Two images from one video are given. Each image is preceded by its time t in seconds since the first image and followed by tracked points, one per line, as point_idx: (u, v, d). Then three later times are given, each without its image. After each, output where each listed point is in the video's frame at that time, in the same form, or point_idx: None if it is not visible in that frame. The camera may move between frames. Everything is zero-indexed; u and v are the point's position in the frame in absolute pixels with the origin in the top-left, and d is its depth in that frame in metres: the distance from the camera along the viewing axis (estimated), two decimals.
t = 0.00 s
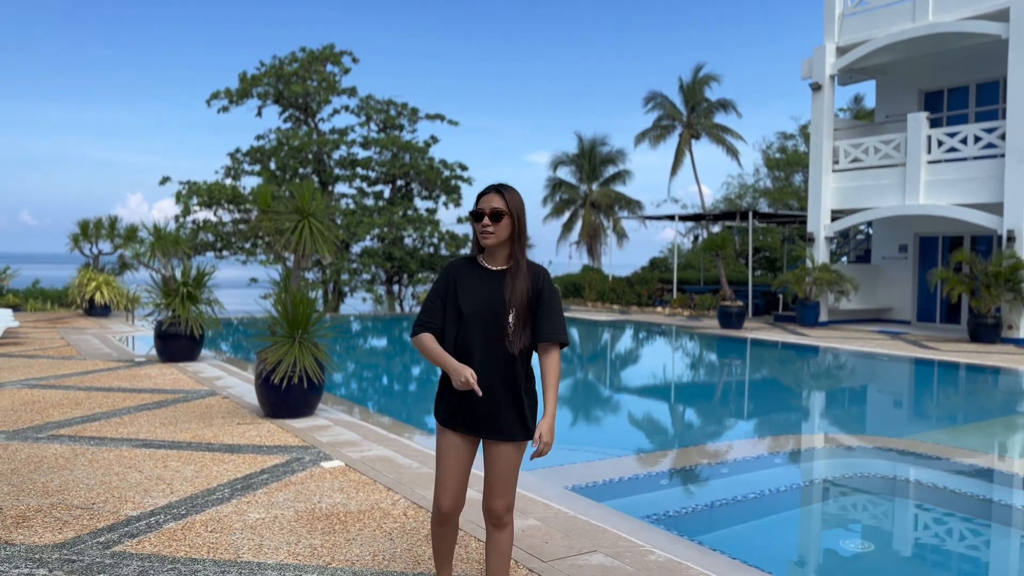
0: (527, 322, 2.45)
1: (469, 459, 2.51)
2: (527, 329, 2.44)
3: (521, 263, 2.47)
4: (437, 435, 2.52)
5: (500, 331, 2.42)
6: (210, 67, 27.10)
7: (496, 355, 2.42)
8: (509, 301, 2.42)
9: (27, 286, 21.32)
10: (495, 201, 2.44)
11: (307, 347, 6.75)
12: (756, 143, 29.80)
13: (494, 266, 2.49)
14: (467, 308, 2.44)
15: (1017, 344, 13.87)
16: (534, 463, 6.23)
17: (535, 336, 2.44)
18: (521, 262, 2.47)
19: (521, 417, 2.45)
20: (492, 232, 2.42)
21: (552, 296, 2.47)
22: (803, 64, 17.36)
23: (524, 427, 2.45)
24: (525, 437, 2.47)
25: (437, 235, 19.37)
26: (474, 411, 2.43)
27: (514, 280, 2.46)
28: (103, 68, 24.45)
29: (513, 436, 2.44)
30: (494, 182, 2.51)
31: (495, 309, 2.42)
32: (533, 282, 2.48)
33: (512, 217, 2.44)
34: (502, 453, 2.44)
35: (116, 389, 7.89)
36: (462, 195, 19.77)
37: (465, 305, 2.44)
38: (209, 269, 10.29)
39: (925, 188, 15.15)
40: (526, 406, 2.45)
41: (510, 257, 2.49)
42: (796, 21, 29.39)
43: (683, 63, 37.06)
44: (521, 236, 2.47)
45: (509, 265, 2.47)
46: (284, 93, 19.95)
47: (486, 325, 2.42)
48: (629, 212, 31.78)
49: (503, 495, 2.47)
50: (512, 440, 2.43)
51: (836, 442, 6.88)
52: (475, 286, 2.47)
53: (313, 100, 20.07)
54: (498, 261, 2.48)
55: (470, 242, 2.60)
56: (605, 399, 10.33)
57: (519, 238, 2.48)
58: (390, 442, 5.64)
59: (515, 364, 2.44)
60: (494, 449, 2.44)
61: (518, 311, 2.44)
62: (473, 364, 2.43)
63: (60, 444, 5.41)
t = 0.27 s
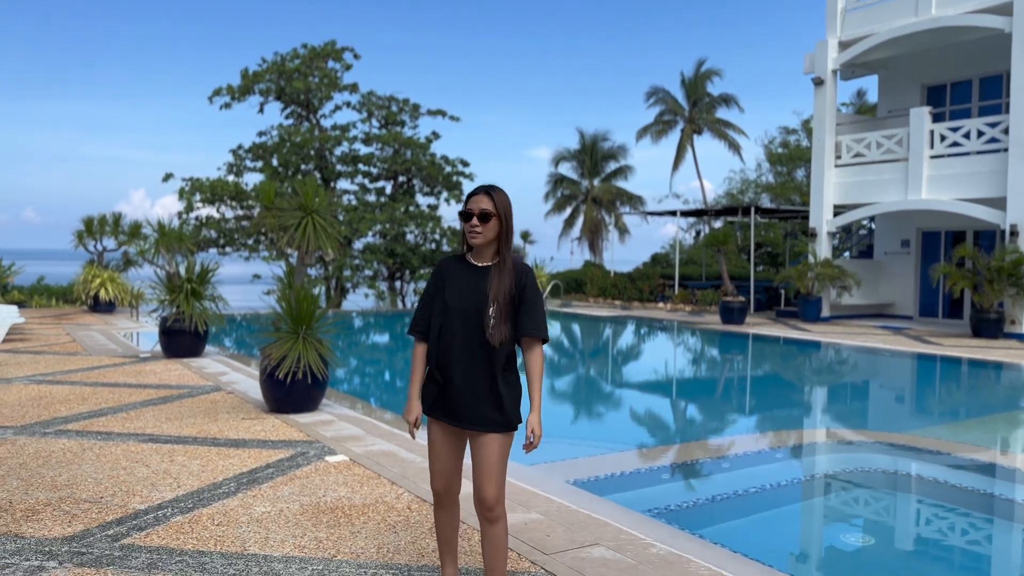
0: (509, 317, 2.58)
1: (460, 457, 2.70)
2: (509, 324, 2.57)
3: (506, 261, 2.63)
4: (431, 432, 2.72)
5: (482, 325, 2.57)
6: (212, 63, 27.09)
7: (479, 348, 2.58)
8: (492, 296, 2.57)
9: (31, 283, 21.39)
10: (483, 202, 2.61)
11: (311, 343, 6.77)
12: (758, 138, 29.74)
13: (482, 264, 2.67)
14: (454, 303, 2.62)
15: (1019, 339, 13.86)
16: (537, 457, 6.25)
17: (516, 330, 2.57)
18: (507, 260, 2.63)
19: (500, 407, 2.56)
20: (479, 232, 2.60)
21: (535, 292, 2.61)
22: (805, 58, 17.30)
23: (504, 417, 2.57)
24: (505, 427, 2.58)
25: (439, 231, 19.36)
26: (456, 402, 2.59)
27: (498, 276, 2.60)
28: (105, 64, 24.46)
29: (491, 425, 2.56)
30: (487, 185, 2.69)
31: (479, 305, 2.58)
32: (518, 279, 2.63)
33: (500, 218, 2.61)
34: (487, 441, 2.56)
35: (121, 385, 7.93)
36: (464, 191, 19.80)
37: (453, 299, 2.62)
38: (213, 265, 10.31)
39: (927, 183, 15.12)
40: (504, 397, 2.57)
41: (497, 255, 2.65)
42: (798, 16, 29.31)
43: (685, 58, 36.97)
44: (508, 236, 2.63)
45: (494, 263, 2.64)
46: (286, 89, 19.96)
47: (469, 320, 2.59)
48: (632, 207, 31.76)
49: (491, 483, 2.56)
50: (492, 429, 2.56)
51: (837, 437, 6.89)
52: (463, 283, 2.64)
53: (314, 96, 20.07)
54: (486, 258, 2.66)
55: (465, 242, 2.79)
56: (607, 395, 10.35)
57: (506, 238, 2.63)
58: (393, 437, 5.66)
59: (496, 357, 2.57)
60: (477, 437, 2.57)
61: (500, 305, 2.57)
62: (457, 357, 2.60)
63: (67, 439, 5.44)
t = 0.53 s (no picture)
0: (482, 318, 2.68)
1: (446, 452, 2.82)
2: (481, 325, 2.67)
3: (481, 264, 2.72)
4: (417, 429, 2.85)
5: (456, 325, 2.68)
6: (214, 61, 27.09)
7: (453, 348, 2.69)
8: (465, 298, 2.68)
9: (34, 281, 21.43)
10: (461, 207, 2.73)
11: (311, 340, 6.80)
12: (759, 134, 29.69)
13: (461, 266, 2.78)
14: (433, 303, 2.74)
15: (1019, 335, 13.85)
16: (535, 454, 6.28)
17: (488, 331, 2.66)
18: (482, 263, 2.72)
19: (472, 405, 2.67)
20: (457, 235, 2.72)
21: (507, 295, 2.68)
22: (805, 54, 17.27)
23: (478, 414, 2.67)
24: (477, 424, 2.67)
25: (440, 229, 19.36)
26: (433, 397, 2.72)
27: (472, 279, 2.70)
28: (107, 62, 24.48)
29: (464, 421, 2.67)
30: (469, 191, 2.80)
31: (453, 306, 2.69)
32: (493, 282, 2.70)
33: (478, 223, 2.72)
34: (466, 435, 2.67)
35: (123, 382, 7.97)
36: (465, 189, 19.81)
37: (432, 300, 2.75)
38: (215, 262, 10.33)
39: (928, 179, 15.09)
40: (478, 395, 2.67)
41: (475, 259, 2.75)
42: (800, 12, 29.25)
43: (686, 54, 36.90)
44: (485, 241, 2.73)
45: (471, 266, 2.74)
46: (288, 87, 19.97)
47: (443, 321, 2.71)
48: (633, 204, 31.74)
49: (475, 473, 2.65)
50: (467, 423, 2.66)
51: (836, 432, 6.91)
52: (442, 285, 2.76)
53: (316, 93, 20.08)
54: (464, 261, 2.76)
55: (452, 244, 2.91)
56: (609, 391, 10.36)
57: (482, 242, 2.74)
58: (392, 433, 5.69)
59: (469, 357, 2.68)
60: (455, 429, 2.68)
61: (472, 307, 2.67)
62: (434, 355, 2.73)
63: (70, 435, 5.48)
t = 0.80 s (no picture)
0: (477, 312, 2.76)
1: (442, 443, 2.86)
2: (477, 318, 2.76)
3: (469, 261, 2.81)
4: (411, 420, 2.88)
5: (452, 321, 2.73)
6: (215, 60, 27.12)
7: (449, 343, 2.74)
8: (459, 294, 2.74)
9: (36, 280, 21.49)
10: (449, 207, 2.80)
11: (310, 337, 6.83)
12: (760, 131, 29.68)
13: (448, 263, 2.83)
14: (423, 303, 2.76)
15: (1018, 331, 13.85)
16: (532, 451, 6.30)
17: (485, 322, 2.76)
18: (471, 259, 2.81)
19: (471, 395, 2.74)
20: (449, 235, 2.78)
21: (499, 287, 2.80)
22: (805, 52, 17.27)
23: (477, 404, 2.75)
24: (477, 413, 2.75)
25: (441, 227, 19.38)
26: (431, 392, 2.76)
27: (464, 275, 2.77)
28: (108, 62, 24.52)
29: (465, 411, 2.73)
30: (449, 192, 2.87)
31: (448, 303, 2.74)
32: (483, 276, 2.80)
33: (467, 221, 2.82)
34: (467, 424, 2.74)
35: (125, 380, 8.01)
36: (466, 187, 19.84)
37: (423, 300, 2.76)
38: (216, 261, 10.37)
39: (926, 176, 15.09)
40: (477, 386, 2.74)
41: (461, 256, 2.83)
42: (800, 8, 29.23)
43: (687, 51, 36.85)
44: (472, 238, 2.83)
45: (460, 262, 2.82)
46: (289, 86, 20.00)
47: (438, 318, 2.74)
48: (634, 201, 31.74)
49: (470, 457, 2.72)
50: (468, 413, 2.73)
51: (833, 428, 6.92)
52: (430, 283, 2.80)
53: (317, 92, 20.10)
54: (451, 259, 2.83)
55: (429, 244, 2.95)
56: (610, 389, 10.37)
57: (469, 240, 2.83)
58: (390, 429, 5.72)
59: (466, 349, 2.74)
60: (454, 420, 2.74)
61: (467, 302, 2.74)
62: (429, 351, 2.76)
63: (71, 432, 5.52)
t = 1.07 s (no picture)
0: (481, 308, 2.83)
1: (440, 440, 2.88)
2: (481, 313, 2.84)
3: (468, 258, 2.85)
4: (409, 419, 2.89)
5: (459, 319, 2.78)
6: (212, 60, 27.09)
7: (456, 340, 2.79)
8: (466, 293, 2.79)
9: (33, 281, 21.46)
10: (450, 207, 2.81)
11: (308, 337, 6.84)
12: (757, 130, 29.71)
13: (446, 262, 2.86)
14: (428, 303, 2.78)
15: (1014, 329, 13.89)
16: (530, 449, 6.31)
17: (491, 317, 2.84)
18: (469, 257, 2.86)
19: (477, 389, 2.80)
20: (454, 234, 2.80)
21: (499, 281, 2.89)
22: (801, 51, 17.29)
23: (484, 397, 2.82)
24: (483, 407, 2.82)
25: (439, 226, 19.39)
26: (437, 389, 2.78)
27: (465, 273, 2.82)
28: (106, 62, 24.50)
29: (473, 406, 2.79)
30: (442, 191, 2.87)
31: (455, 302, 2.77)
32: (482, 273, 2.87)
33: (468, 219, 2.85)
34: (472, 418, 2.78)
35: (123, 380, 8.01)
36: (463, 186, 19.83)
37: (428, 300, 2.77)
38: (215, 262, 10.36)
39: (923, 175, 15.11)
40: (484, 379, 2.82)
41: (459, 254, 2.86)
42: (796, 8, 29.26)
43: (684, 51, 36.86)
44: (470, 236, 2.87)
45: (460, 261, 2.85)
46: (287, 86, 19.99)
47: (445, 317, 2.77)
48: (632, 200, 31.76)
49: (470, 453, 2.75)
50: (474, 408, 2.78)
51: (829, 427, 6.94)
52: (432, 283, 2.81)
53: (315, 93, 20.10)
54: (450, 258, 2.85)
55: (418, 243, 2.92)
56: (608, 388, 10.39)
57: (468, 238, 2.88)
58: (387, 429, 5.73)
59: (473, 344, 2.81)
60: (459, 416, 2.77)
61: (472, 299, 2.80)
62: (435, 349, 2.78)
63: (70, 432, 5.52)
